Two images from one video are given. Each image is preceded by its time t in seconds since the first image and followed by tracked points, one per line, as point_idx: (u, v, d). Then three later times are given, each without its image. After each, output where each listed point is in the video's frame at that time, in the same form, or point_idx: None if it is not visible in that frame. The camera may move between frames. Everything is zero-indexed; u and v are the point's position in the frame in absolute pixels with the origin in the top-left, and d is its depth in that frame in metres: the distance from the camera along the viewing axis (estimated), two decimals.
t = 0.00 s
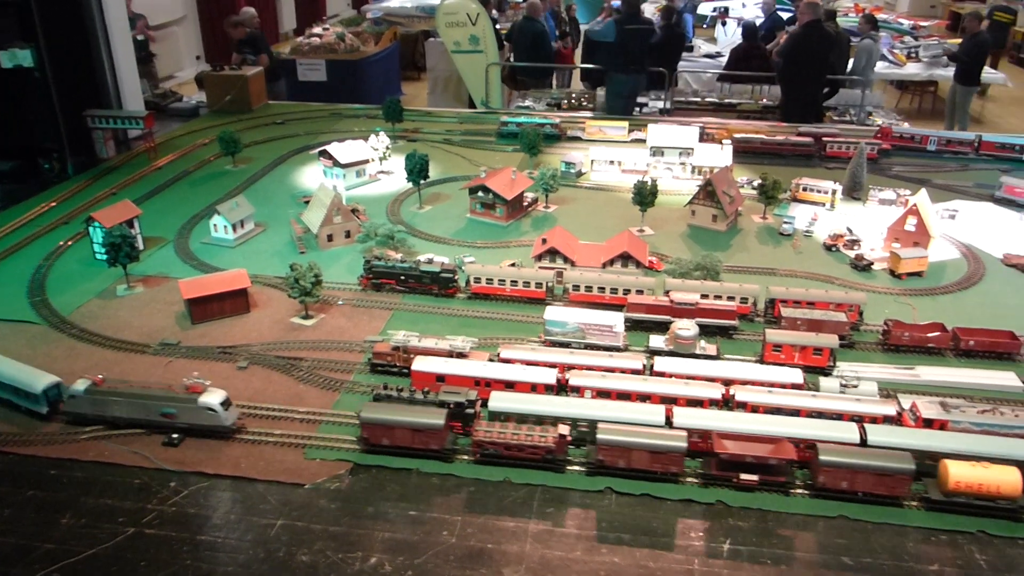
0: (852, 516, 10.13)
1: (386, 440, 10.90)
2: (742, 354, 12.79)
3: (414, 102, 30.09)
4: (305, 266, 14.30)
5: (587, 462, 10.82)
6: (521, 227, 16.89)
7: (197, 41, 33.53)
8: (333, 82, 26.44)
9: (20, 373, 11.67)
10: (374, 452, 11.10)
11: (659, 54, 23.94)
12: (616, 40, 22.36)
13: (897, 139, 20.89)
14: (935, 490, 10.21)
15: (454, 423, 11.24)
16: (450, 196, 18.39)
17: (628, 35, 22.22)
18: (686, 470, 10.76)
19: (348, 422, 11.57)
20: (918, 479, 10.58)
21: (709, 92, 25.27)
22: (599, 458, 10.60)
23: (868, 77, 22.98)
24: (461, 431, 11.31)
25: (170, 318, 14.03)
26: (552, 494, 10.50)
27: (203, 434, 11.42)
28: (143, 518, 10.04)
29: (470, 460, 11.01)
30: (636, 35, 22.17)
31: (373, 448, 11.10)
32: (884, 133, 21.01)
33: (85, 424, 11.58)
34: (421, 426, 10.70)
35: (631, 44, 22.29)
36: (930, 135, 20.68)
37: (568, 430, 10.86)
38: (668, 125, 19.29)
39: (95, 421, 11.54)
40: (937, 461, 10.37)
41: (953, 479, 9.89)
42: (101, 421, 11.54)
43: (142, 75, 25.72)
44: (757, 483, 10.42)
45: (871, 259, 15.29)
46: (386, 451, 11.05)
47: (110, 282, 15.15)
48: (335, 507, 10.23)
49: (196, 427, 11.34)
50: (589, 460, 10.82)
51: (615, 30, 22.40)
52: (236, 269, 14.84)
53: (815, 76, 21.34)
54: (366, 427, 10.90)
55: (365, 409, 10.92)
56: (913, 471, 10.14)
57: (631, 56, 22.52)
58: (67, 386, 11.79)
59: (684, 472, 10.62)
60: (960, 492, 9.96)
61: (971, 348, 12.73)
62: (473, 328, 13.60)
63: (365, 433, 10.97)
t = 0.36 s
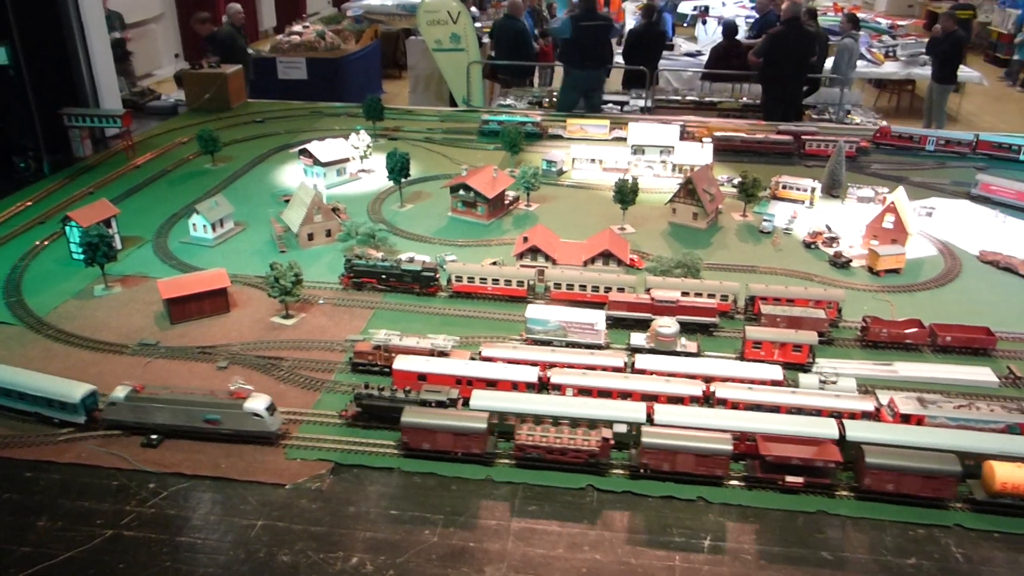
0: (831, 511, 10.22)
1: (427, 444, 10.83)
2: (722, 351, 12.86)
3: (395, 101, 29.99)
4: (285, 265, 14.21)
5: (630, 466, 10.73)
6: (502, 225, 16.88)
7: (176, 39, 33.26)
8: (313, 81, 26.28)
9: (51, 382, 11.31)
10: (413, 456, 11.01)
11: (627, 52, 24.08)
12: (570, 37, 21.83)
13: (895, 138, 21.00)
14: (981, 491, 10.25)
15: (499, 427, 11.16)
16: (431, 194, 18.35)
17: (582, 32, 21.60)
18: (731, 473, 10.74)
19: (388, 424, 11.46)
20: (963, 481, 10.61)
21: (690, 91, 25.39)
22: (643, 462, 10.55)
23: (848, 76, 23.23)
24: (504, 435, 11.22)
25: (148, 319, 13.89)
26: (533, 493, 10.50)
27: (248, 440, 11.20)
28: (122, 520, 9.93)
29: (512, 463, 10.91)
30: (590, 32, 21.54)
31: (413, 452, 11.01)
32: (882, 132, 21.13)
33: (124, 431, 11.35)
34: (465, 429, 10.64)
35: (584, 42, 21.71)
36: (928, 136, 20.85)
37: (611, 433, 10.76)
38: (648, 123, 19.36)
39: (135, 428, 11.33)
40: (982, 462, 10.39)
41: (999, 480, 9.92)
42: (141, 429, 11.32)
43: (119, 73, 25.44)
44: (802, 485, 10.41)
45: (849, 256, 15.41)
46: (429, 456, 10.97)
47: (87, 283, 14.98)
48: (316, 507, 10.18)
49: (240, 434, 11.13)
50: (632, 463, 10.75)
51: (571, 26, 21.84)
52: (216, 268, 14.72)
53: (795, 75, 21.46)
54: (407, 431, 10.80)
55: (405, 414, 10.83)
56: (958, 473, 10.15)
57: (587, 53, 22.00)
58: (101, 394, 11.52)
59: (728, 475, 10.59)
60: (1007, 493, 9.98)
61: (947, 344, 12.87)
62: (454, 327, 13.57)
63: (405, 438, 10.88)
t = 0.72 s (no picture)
0: (814, 505, 10.28)
1: (473, 448, 10.76)
2: (705, 348, 12.92)
3: (378, 99, 29.89)
4: (267, 265, 14.12)
5: (677, 468, 10.70)
6: (486, 224, 16.86)
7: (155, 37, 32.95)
8: (295, 79, 26.13)
9: (95, 391, 11.11)
10: (458, 460, 10.95)
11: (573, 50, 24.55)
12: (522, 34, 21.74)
13: (895, 137, 21.18)
14: None
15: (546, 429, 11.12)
16: (414, 193, 18.30)
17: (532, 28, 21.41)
18: (777, 474, 10.70)
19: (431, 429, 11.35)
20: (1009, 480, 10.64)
21: (672, 89, 25.47)
22: (692, 464, 10.48)
23: (830, 72, 23.31)
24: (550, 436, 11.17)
25: (129, 319, 13.75)
26: (517, 490, 10.50)
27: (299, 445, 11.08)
28: (104, 523, 9.83)
29: (559, 466, 10.83)
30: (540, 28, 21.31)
31: (458, 456, 10.95)
32: (883, 131, 21.26)
33: (170, 438, 11.18)
34: (510, 433, 10.58)
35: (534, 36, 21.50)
36: (929, 134, 20.97)
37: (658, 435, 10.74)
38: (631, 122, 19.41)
39: (181, 435, 11.15)
40: None
41: None
42: (188, 436, 11.15)
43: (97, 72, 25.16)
44: (851, 486, 10.41)
45: (831, 252, 15.51)
46: (475, 459, 10.90)
47: (67, 283, 14.81)
48: (300, 508, 10.13)
49: (291, 439, 11.00)
50: (679, 466, 10.70)
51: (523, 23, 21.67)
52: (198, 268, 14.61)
53: (776, 72, 21.58)
54: (452, 435, 10.73)
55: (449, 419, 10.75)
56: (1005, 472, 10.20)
57: (536, 48, 21.78)
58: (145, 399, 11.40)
59: (777, 476, 10.56)
60: None
61: (928, 339, 12.99)
62: (438, 325, 13.55)
63: (450, 443, 10.82)
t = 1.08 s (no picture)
0: (806, 502, 10.31)
1: (521, 450, 10.68)
2: (697, 346, 12.95)
3: (368, 99, 29.82)
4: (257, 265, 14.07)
5: (728, 470, 10.65)
6: (477, 223, 16.84)
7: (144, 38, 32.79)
8: (285, 79, 26.05)
9: (125, 397, 11.00)
10: (506, 464, 10.87)
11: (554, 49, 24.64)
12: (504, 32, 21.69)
13: (904, 136, 21.23)
14: None
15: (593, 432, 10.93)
16: (405, 192, 18.27)
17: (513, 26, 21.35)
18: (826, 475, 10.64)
19: (477, 434, 11.26)
20: None
21: (663, 87, 25.47)
22: (743, 467, 10.41)
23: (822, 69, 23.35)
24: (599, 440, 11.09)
25: (119, 321, 13.68)
26: (510, 489, 10.49)
27: (353, 449, 10.97)
28: (95, 525, 9.77)
29: (607, 469, 10.75)
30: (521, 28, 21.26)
31: (506, 459, 10.89)
32: (892, 130, 21.26)
33: (224, 444, 11.07)
34: (559, 436, 10.50)
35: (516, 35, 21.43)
36: (938, 133, 21.03)
37: (707, 437, 10.70)
38: (622, 120, 19.43)
39: (235, 440, 11.04)
40: None
41: None
42: (241, 441, 11.04)
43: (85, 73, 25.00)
44: (902, 488, 10.37)
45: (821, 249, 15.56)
46: (522, 462, 10.82)
47: (57, 285, 14.72)
48: (292, 509, 10.09)
49: (345, 444, 10.90)
50: (730, 467, 10.63)
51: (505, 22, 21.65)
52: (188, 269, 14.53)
53: (768, 70, 21.61)
54: (500, 438, 10.64)
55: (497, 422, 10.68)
56: None
57: (519, 47, 21.73)
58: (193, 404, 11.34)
59: (827, 478, 10.51)
60: None
61: (918, 335, 13.05)
62: (430, 325, 13.53)
63: (498, 446, 10.74)
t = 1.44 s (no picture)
0: (800, 499, 10.33)
1: (578, 455, 10.58)
2: (690, 344, 12.97)
3: (361, 99, 29.79)
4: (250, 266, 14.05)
5: (785, 473, 10.60)
6: (471, 223, 16.82)
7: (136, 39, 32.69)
8: (278, 80, 26.01)
9: (148, 401, 10.98)
10: (562, 467, 10.78)
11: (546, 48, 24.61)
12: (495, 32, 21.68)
13: (918, 136, 21.13)
14: None
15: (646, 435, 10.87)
16: (399, 193, 18.25)
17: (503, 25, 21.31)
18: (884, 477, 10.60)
19: (529, 437, 11.16)
20: None
21: (656, 86, 25.48)
22: (800, 469, 10.38)
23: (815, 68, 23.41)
24: (654, 443, 11.05)
25: (112, 323, 13.63)
26: (505, 489, 10.49)
27: (414, 454, 10.92)
28: (89, 528, 9.74)
29: (663, 473, 10.72)
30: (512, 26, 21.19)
31: (561, 462, 10.79)
32: (905, 130, 21.18)
33: (285, 449, 11.02)
34: (617, 440, 10.42)
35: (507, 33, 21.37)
36: (951, 132, 21.02)
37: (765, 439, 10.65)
38: (615, 119, 19.45)
39: (295, 445, 10.98)
40: None
41: None
42: (301, 446, 10.97)
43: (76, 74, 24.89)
44: (962, 489, 10.34)
45: (814, 247, 15.59)
46: (578, 466, 10.74)
47: (49, 288, 14.67)
48: (287, 511, 10.07)
49: (408, 449, 10.84)
50: (786, 470, 10.60)
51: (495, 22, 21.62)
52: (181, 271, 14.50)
53: (762, 69, 21.64)
54: (555, 442, 10.54)
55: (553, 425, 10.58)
56: None
57: (510, 46, 21.66)
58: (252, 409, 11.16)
59: (886, 480, 10.45)
60: None
61: (911, 332, 13.08)
62: (424, 325, 13.52)
63: (554, 450, 10.63)
